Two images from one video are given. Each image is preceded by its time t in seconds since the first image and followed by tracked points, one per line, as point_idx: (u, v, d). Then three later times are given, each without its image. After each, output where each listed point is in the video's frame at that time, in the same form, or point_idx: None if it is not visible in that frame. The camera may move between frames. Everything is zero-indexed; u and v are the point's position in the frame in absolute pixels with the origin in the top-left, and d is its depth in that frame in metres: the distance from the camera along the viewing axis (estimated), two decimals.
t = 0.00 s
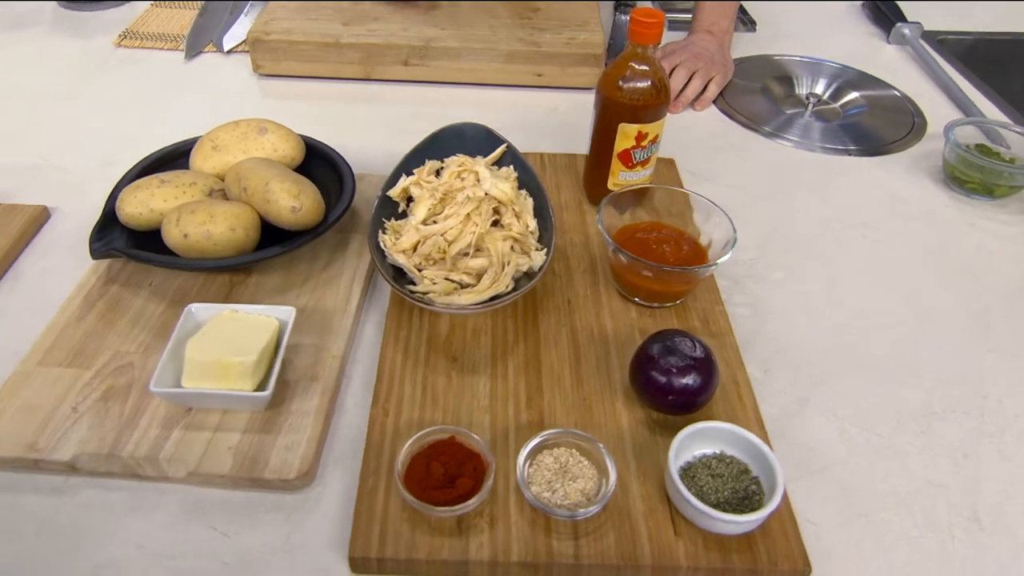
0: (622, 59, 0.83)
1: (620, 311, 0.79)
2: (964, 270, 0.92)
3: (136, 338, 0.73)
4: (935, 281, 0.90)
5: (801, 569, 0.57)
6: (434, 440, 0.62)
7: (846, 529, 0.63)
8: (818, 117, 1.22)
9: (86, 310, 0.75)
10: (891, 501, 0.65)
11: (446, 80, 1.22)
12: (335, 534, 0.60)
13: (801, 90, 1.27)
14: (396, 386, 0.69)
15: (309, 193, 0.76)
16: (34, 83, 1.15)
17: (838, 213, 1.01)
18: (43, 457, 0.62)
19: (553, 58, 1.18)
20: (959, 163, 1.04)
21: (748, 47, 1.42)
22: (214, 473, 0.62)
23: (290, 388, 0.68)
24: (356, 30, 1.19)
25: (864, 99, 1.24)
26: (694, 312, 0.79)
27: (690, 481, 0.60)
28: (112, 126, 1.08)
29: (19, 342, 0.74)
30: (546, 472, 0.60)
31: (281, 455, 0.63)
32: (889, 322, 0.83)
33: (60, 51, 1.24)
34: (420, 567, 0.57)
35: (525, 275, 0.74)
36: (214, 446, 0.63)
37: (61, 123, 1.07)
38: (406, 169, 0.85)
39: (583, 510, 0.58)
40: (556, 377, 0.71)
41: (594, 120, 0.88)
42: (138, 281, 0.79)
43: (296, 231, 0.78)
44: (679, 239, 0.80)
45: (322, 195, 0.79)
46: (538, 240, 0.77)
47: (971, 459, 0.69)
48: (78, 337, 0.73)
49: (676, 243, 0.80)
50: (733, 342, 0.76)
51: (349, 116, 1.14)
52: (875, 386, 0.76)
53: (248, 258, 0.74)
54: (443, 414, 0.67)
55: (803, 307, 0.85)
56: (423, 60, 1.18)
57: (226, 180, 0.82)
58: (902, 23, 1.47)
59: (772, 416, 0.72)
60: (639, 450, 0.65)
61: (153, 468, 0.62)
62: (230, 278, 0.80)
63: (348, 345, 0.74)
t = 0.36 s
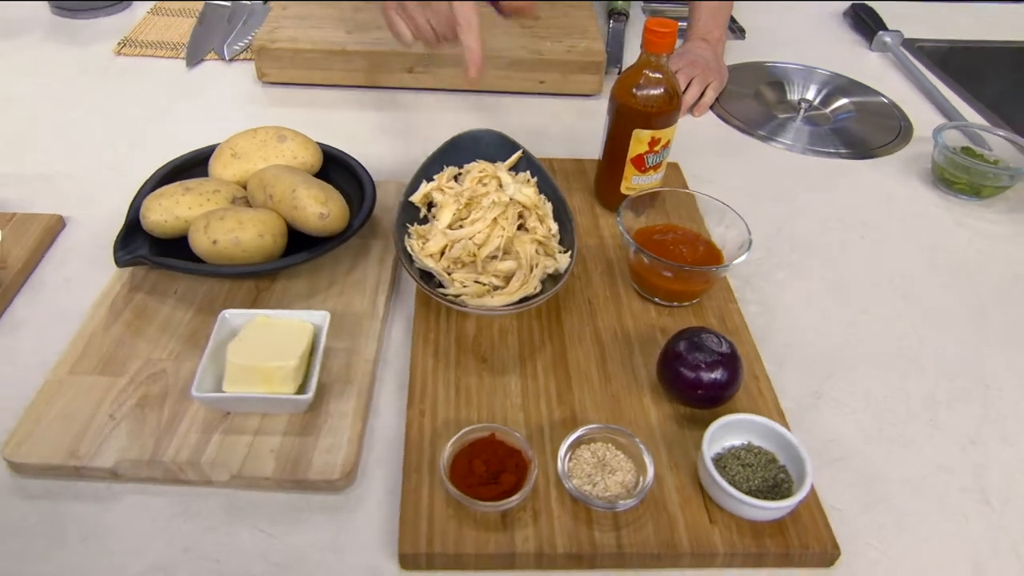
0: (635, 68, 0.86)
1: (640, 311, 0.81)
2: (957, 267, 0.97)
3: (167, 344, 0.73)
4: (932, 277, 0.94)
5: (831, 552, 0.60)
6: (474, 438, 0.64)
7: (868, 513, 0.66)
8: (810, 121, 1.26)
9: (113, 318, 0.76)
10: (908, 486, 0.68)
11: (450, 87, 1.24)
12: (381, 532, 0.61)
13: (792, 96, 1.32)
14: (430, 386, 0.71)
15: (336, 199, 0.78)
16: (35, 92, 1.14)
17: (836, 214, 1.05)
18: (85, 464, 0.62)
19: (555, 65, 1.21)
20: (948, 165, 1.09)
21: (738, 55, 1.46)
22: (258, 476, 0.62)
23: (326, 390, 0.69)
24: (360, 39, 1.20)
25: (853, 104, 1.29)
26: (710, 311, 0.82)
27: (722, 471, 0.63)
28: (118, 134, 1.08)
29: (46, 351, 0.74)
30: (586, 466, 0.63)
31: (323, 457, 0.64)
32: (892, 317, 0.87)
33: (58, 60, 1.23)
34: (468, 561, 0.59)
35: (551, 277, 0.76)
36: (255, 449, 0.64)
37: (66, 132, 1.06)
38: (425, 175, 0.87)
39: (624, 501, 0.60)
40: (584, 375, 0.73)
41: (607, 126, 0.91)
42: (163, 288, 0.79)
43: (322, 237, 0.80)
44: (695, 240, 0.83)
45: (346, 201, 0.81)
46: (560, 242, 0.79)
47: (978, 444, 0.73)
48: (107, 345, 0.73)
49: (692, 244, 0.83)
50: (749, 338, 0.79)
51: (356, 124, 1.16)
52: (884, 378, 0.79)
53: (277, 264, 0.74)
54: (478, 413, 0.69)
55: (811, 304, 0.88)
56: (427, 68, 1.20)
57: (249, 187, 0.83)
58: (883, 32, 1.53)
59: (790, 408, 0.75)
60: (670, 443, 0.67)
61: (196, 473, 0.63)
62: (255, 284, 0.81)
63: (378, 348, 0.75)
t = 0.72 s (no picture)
0: (645, 73, 0.89)
1: (657, 306, 0.84)
2: (949, 259, 1.01)
3: (198, 349, 0.74)
4: (926, 270, 0.99)
5: (856, 530, 0.63)
6: (511, 432, 0.66)
7: (886, 493, 0.69)
8: (799, 124, 1.31)
9: (141, 324, 0.76)
10: (921, 466, 0.72)
11: (452, 94, 1.26)
12: (425, 525, 0.63)
13: (782, 100, 1.37)
14: (462, 384, 0.73)
15: (362, 204, 0.79)
16: (36, 101, 1.13)
17: (833, 211, 1.09)
18: (129, 468, 0.63)
19: (555, 72, 1.24)
20: (934, 163, 1.14)
21: (726, 61, 1.51)
22: (302, 475, 0.64)
23: (361, 390, 0.71)
24: (364, 47, 1.22)
25: (839, 107, 1.34)
26: (724, 305, 0.85)
27: (751, 456, 0.66)
28: (125, 143, 1.08)
29: (75, 360, 0.75)
30: (621, 455, 0.65)
31: (364, 454, 0.65)
32: (892, 308, 0.92)
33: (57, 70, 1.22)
34: (514, 550, 0.60)
35: (574, 276, 0.78)
36: (297, 449, 0.65)
37: (73, 142, 1.06)
38: (442, 179, 0.89)
39: (660, 487, 0.63)
40: (609, 369, 0.76)
41: (617, 130, 0.94)
42: (188, 294, 0.80)
43: (347, 241, 0.81)
44: (707, 237, 0.86)
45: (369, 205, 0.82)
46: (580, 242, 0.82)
47: (982, 425, 0.77)
48: (138, 352, 0.73)
49: (705, 242, 0.86)
50: (763, 331, 0.83)
51: (362, 131, 1.17)
52: (890, 365, 0.83)
53: (306, 267, 0.76)
54: (511, 407, 0.71)
55: (816, 298, 0.92)
56: (431, 76, 1.22)
57: (271, 193, 0.84)
58: (863, 37, 1.59)
59: (804, 396, 0.78)
60: (697, 432, 0.70)
61: (239, 473, 0.64)
62: (280, 288, 0.82)
63: (407, 349, 0.77)
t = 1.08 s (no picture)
0: (647, 80, 0.92)
1: (666, 306, 0.87)
2: (936, 255, 1.06)
3: (219, 359, 0.74)
4: (915, 266, 1.03)
5: (870, 514, 0.66)
6: (537, 431, 0.67)
7: (895, 478, 0.72)
8: (786, 127, 1.35)
9: (160, 336, 0.76)
10: (925, 453, 0.75)
11: (449, 102, 1.28)
12: (457, 525, 0.64)
13: (768, 104, 1.41)
14: (483, 386, 0.74)
15: (378, 212, 0.81)
16: (30, 114, 1.12)
17: (824, 211, 1.13)
18: (161, 479, 0.63)
19: (551, 79, 1.26)
20: (917, 163, 1.19)
21: (712, 67, 1.55)
22: (334, 479, 0.65)
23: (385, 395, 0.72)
24: (360, 57, 1.23)
25: (823, 111, 1.39)
26: (729, 303, 0.88)
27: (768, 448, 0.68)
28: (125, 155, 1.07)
29: (94, 373, 0.74)
30: (645, 450, 0.68)
31: (394, 457, 0.66)
32: (886, 303, 0.95)
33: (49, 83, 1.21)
34: (547, 545, 0.62)
35: (587, 278, 0.81)
36: (327, 454, 0.66)
37: (72, 155, 1.05)
38: (452, 186, 0.91)
39: (685, 479, 0.65)
40: (625, 368, 0.78)
41: (620, 135, 0.96)
42: (205, 305, 0.80)
43: (363, 249, 0.82)
44: (712, 238, 0.89)
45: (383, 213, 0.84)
46: (591, 245, 0.84)
47: (979, 412, 0.81)
48: (159, 363, 0.73)
49: (710, 242, 0.89)
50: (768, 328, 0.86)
51: (363, 139, 1.18)
52: (888, 358, 0.87)
53: (326, 275, 0.77)
54: (533, 408, 0.72)
55: (815, 294, 0.95)
56: (428, 84, 1.24)
57: (284, 203, 0.85)
58: (841, 43, 1.64)
59: (811, 389, 0.81)
60: (714, 426, 0.72)
61: (271, 480, 0.64)
62: (296, 297, 0.83)
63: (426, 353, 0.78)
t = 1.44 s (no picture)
0: (650, 88, 0.93)
1: (675, 309, 0.89)
2: (926, 251, 1.10)
3: (239, 376, 0.74)
4: (908, 262, 1.07)
5: (887, 506, 0.68)
6: (565, 437, 0.69)
7: (906, 470, 0.75)
8: (773, 129, 1.38)
9: (177, 355, 0.76)
10: (932, 444, 0.78)
11: (444, 110, 1.28)
12: (490, 533, 0.65)
13: (754, 106, 1.44)
14: (505, 394, 0.75)
15: (392, 224, 0.81)
16: (20, 131, 1.10)
17: (817, 210, 1.16)
18: (192, 500, 0.63)
19: (545, 86, 1.28)
20: (902, 162, 1.22)
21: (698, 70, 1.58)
22: (366, 493, 0.65)
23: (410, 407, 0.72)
24: (355, 67, 1.23)
25: (808, 113, 1.42)
26: (736, 305, 0.90)
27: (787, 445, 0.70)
28: (122, 170, 1.06)
29: (111, 395, 0.74)
30: (670, 452, 0.69)
31: (424, 469, 0.67)
32: (884, 299, 0.99)
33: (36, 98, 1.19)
34: (581, 550, 0.63)
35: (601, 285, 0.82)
36: (357, 469, 0.66)
37: (67, 172, 1.04)
38: (461, 196, 0.91)
39: (712, 479, 0.67)
40: (641, 372, 0.79)
41: (622, 142, 0.98)
42: (220, 322, 0.80)
43: (377, 261, 0.82)
44: (717, 241, 0.91)
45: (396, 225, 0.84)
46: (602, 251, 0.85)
47: (979, 403, 0.84)
48: (179, 382, 0.73)
49: (716, 245, 0.91)
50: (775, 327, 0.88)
51: (361, 149, 1.18)
52: (890, 353, 0.90)
53: (344, 289, 0.77)
54: (556, 414, 0.74)
55: (815, 293, 0.98)
56: (424, 93, 1.24)
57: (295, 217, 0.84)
58: (821, 45, 1.68)
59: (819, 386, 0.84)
60: (732, 426, 0.74)
61: (303, 496, 0.64)
62: (312, 310, 0.83)
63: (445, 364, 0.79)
